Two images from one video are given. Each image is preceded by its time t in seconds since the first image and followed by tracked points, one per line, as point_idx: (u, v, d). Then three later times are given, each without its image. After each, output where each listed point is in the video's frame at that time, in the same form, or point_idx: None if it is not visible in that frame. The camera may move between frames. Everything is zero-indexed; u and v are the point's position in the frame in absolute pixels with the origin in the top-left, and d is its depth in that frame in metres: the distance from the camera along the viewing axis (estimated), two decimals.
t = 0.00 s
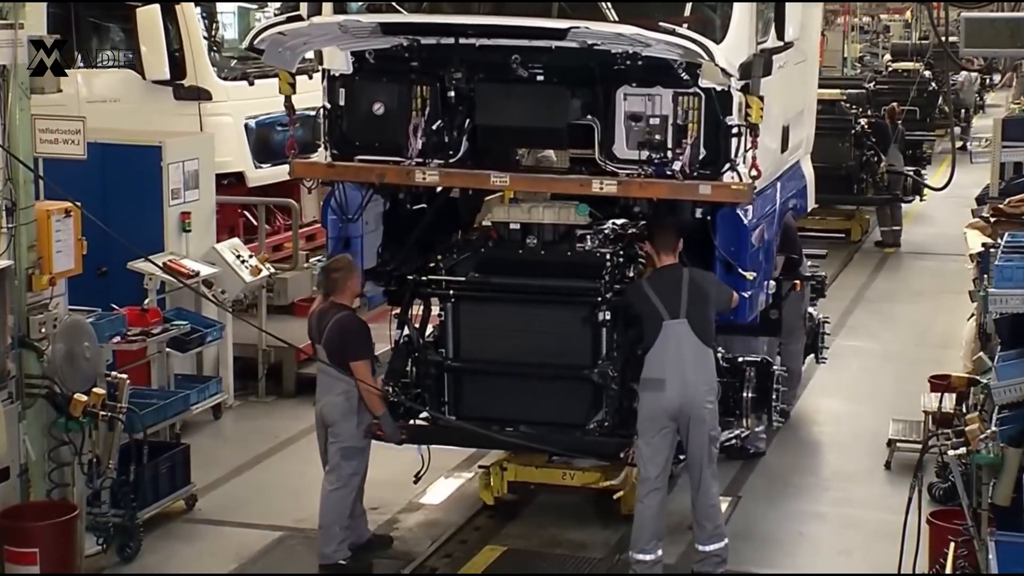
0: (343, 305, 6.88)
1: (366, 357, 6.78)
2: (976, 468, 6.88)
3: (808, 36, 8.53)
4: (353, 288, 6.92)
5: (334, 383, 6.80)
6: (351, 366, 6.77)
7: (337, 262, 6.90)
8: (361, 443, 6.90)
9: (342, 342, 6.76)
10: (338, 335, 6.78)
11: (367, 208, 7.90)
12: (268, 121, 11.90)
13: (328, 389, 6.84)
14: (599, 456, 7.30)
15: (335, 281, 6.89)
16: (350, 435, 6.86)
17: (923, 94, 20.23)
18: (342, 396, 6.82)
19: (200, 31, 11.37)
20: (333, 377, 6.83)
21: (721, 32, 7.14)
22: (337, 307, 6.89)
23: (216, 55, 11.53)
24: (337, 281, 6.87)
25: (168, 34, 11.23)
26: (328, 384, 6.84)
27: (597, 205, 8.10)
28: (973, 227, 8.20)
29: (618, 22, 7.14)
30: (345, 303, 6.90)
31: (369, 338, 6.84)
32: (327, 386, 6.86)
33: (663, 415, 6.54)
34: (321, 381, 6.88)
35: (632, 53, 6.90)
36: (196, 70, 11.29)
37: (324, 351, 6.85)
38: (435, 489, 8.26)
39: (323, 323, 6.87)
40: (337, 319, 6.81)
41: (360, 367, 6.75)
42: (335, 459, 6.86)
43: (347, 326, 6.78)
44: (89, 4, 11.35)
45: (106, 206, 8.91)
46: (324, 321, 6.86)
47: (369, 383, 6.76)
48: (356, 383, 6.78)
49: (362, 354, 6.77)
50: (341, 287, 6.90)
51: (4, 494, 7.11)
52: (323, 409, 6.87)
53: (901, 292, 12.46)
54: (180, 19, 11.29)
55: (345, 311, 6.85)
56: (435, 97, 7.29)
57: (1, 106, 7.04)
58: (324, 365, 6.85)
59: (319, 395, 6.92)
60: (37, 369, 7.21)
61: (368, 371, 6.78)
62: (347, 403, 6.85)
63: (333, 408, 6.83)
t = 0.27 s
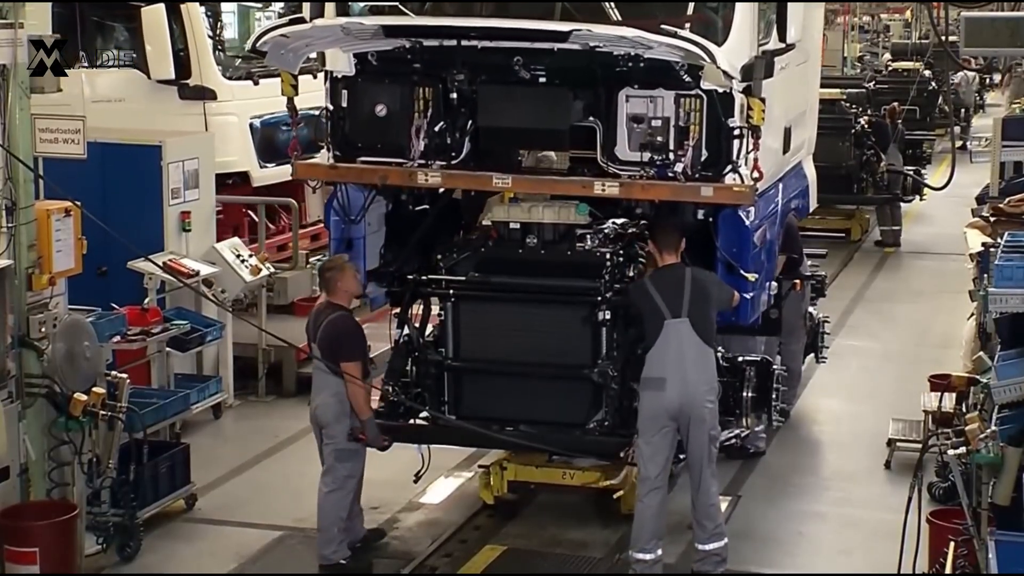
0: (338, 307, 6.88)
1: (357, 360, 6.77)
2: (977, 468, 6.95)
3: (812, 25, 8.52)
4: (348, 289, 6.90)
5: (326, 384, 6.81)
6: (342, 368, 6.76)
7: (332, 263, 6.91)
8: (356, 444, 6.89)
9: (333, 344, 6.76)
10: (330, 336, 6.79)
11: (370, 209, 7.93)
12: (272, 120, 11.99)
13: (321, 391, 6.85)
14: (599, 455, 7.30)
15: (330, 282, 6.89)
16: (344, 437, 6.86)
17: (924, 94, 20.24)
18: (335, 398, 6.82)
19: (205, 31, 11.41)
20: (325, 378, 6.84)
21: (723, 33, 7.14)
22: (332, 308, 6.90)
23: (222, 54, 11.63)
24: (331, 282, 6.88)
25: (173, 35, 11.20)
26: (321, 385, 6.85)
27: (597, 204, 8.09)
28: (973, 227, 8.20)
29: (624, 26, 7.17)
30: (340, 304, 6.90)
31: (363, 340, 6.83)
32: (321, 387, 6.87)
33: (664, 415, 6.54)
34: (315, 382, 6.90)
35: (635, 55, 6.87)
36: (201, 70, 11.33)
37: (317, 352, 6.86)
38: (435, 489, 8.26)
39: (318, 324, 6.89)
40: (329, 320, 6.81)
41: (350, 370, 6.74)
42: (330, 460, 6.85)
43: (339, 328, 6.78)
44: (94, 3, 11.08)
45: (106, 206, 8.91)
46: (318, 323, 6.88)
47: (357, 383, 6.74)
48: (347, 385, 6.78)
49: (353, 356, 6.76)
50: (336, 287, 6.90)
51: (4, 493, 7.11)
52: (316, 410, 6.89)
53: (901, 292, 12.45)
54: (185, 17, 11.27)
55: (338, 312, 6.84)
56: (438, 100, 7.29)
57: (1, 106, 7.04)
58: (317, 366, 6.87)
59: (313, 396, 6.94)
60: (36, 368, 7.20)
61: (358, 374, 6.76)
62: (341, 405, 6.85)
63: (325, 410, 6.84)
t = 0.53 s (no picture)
0: (334, 307, 6.88)
1: (351, 361, 6.75)
2: (977, 468, 7.02)
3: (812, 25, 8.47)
4: (345, 289, 6.89)
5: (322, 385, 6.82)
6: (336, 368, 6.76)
7: (329, 263, 6.91)
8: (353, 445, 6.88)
9: (327, 344, 6.76)
10: (324, 336, 6.79)
11: (372, 210, 7.92)
12: (277, 120, 11.97)
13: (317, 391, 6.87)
14: (599, 455, 7.30)
15: (327, 282, 6.89)
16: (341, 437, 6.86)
17: (924, 93, 20.25)
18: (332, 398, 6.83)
19: (209, 30, 11.45)
20: (321, 378, 6.85)
21: (725, 36, 7.15)
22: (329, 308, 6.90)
23: (228, 54, 11.66)
24: (328, 282, 6.88)
25: (177, 35, 11.25)
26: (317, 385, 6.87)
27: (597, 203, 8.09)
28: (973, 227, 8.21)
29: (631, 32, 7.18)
30: (337, 304, 6.89)
31: (359, 341, 6.81)
32: (317, 388, 6.89)
33: (664, 414, 6.54)
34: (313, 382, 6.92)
35: (636, 58, 6.87)
36: (205, 70, 11.39)
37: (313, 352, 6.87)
38: (435, 488, 8.26)
39: (315, 324, 6.90)
40: (324, 320, 6.82)
41: (342, 370, 6.73)
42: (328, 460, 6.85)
43: (333, 328, 6.77)
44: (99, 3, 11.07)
45: (106, 206, 8.90)
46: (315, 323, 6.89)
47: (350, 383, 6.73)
48: (341, 386, 6.77)
49: (347, 357, 6.75)
50: (333, 288, 6.90)
51: (4, 493, 7.11)
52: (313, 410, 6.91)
53: (901, 292, 12.44)
54: (189, 17, 11.33)
55: (334, 313, 6.84)
56: (439, 101, 7.30)
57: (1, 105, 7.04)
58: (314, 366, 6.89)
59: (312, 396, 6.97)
60: (36, 368, 7.20)
61: (351, 375, 6.75)
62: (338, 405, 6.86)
63: (321, 410, 6.86)
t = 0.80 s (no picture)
0: (334, 306, 6.87)
1: (350, 360, 6.74)
2: (977, 468, 7.04)
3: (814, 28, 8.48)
4: (345, 288, 6.89)
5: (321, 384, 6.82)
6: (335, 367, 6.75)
7: (330, 261, 6.91)
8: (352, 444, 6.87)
9: (326, 343, 6.76)
10: (323, 335, 6.79)
11: (372, 212, 7.90)
12: (281, 121, 11.91)
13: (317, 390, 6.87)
14: (599, 455, 7.30)
15: (327, 281, 6.89)
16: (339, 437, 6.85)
17: (924, 93, 20.25)
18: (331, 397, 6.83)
19: (213, 29, 11.39)
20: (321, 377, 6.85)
21: (725, 39, 7.19)
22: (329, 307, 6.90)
23: (231, 53, 11.57)
24: (328, 282, 6.88)
25: (181, 33, 11.18)
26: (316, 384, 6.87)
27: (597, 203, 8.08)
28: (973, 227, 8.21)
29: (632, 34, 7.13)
30: (336, 303, 6.89)
31: (358, 340, 6.80)
32: (317, 387, 6.89)
33: (664, 414, 6.54)
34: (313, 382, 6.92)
35: (637, 61, 6.88)
36: (209, 69, 11.29)
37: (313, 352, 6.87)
38: (435, 488, 8.26)
39: (316, 323, 6.90)
40: (324, 319, 6.81)
41: (341, 369, 6.72)
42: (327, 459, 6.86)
43: (333, 327, 6.77)
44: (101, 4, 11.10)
45: (106, 206, 8.89)
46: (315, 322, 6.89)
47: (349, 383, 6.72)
48: (340, 385, 6.76)
49: (346, 356, 6.74)
50: (333, 287, 6.89)
51: (4, 493, 7.11)
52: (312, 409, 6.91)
53: (902, 292, 12.43)
54: (193, 16, 11.29)
55: (333, 311, 6.83)
56: (439, 103, 7.31)
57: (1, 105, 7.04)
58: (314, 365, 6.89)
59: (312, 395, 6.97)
60: (36, 368, 7.20)
61: (349, 374, 6.74)
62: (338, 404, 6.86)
63: (321, 409, 6.86)
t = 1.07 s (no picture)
0: (335, 305, 6.85)
1: (351, 361, 6.73)
2: (977, 468, 7.04)
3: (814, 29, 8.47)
4: (346, 287, 6.86)
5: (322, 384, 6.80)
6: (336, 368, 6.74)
7: (331, 260, 6.89)
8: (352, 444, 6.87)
9: (327, 344, 6.74)
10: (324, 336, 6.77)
11: (372, 213, 7.91)
12: (286, 121, 11.92)
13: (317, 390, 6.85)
14: (599, 455, 7.30)
15: (327, 281, 6.87)
16: (338, 437, 6.85)
17: (924, 93, 20.26)
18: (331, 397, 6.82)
19: (218, 29, 11.35)
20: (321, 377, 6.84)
21: (724, 41, 7.18)
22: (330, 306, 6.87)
23: (236, 53, 11.53)
24: (329, 282, 6.86)
25: (187, 34, 11.11)
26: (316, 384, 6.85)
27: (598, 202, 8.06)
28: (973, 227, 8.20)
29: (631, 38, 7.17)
30: (337, 302, 6.86)
31: (359, 340, 6.79)
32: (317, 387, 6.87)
33: (664, 413, 6.55)
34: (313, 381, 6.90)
35: (636, 64, 6.90)
36: (214, 69, 11.26)
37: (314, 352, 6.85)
38: (435, 489, 8.26)
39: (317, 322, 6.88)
40: (325, 319, 6.79)
41: (341, 370, 6.71)
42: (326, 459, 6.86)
43: (333, 328, 6.75)
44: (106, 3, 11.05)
45: (106, 206, 8.88)
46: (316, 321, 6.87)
47: (350, 382, 6.71)
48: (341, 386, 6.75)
49: (346, 356, 6.73)
50: (334, 286, 6.87)
51: (4, 493, 7.11)
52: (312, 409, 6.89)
53: (902, 292, 12.41)
54: (198, 17, 11.27)
55: (334, 311, 6.81)
56: (439, 105, 7.35)
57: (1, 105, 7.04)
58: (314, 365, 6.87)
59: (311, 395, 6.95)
60: (36, 368, 7.20)
61: (350, 375, 6.73)
62: (338, 405, 6.84)
63: (320, 409, 6.84)
